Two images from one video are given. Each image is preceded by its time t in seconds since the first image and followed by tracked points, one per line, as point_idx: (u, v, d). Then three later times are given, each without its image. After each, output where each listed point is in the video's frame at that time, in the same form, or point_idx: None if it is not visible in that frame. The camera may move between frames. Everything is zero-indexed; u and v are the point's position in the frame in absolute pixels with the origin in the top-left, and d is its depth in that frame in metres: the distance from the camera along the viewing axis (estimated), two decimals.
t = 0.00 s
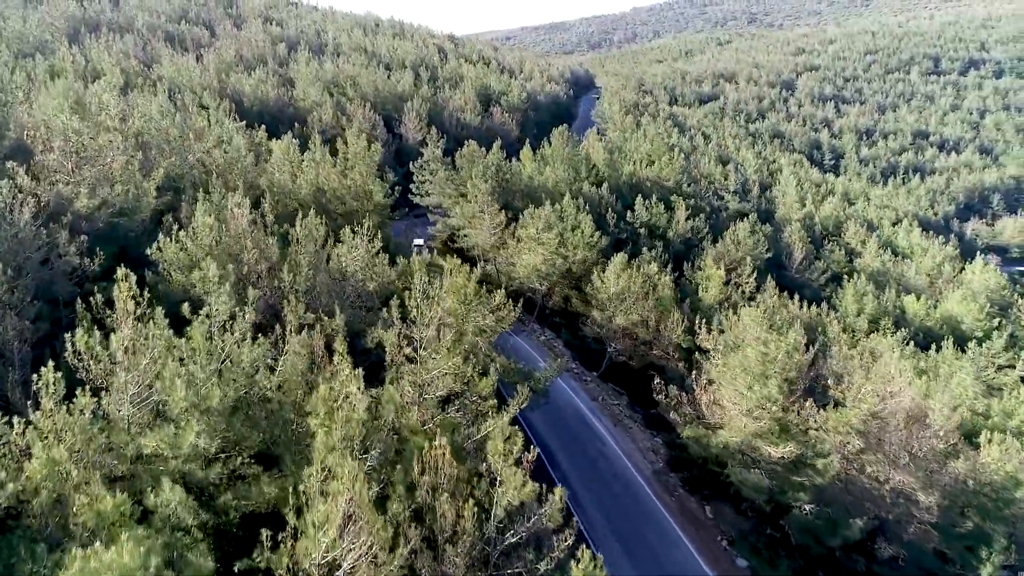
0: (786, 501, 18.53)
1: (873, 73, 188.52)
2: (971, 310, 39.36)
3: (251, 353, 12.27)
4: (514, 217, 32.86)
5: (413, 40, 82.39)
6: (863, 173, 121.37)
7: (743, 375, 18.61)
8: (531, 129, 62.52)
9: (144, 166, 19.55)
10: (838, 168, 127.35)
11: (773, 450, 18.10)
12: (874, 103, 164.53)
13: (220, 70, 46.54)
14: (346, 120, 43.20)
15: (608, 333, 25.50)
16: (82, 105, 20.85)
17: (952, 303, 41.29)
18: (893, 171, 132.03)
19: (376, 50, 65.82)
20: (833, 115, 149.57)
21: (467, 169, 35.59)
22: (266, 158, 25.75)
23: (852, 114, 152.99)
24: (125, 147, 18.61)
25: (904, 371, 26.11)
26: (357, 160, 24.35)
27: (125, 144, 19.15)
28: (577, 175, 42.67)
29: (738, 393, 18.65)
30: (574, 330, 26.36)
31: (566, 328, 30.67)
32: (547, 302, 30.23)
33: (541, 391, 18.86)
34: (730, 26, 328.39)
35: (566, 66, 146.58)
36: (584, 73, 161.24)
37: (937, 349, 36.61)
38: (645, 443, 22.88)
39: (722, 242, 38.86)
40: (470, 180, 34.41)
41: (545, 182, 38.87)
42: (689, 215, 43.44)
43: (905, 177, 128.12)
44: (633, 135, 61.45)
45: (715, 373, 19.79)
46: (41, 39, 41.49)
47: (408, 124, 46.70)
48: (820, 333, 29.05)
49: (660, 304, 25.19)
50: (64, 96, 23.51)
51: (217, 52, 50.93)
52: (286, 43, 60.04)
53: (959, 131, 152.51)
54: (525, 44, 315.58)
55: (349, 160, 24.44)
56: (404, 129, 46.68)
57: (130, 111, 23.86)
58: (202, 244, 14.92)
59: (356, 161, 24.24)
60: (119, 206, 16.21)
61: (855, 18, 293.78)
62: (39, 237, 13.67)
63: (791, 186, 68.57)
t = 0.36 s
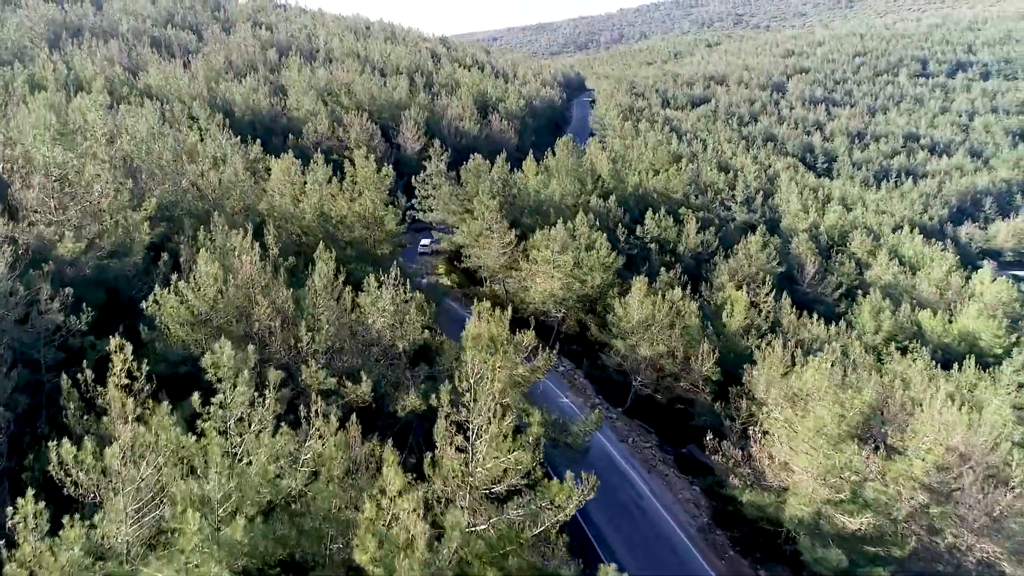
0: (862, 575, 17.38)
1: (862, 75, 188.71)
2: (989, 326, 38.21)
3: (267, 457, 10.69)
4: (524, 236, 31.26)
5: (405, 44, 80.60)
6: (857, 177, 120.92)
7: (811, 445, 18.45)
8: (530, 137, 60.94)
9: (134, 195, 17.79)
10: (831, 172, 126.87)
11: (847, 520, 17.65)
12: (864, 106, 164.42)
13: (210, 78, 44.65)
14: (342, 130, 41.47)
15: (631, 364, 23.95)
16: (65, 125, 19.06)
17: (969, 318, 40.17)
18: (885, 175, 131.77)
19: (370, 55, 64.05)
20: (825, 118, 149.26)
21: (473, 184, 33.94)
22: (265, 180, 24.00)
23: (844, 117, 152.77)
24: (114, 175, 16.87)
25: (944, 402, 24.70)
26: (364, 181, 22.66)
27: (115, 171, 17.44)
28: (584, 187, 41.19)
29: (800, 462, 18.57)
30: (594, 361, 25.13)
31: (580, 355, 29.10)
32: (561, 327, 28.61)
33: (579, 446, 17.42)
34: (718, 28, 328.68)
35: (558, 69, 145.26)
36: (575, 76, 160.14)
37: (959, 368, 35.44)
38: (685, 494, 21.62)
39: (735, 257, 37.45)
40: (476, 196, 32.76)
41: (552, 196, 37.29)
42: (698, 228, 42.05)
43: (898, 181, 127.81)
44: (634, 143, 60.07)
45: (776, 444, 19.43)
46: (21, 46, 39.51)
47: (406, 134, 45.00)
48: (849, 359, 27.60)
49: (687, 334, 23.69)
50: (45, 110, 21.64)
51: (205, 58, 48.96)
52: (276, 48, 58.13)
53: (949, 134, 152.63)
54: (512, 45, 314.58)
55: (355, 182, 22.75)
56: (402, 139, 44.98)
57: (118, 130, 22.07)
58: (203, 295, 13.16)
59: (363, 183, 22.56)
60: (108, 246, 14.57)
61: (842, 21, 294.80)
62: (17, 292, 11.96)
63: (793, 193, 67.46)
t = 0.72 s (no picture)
0: None
1: (846, 77, 189.33)
2: (1005, 343, 37.31)
3: None
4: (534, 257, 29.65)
5: (393, 47, 78.72)
6: (846, 180, 120.71)
7: (904, 527, 16.14)
8: (525, 145, 59.38)
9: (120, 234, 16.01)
10: (820, 175, 126.56)
11: None
12: (850, 108, 164.73)
13: (195, 86, 42.60)
14: (336, 142, 39.65)
15: (657, 400, 22.43)
16: (41, 151, 17.18)
17: (983, 334, 39.22)
18: (874, 178, 131.78)
19: (359, 59, 62.11)
20: (812, 121, 149.15)
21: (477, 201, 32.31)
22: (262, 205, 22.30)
23: (830, 119, 152.83)
24: (98, 212, 15.06)
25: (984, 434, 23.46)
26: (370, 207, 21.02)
27: (99, 206, 15.61)
28: (587, 201, 39.73)
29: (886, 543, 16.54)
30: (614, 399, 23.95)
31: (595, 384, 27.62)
32: (575, 355, 27.06)
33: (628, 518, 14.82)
34: (700, 29, 329.08)
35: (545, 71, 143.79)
36: (562, 78, 158.72)
37: (979, 388, 34.36)
38: (732, 556, 19.70)
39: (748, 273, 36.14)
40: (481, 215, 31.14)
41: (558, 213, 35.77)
42: (706, 242, 40.73)
43: (886, 184, 127.92)
44: (632, 151, 58.73)
45: (851, 520, 17.92)
46: None
47: (401, 144, 43.24)
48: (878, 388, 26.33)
49: (717, 367, 22.21)
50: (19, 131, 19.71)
51: (189, 64, 46.84)
52: (262, 53, 56.05)
53: (934, 136, 153.31)
54: (495, 46, 312.89)
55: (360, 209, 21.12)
56: (397, 150, 43.21)
57: (99, 153, 20.18)
58: (205, 366, 11.49)
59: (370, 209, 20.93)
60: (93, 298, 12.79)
61: (824, 23, 296.40)
62: None
63: (791, 201, 66.53)
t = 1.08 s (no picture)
0: None
1: (829, 80, 189.82)
2: (1020, 359, 36.36)
3: None
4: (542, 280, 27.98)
5: (379, 51, 76.71)
6: (833, 183, 120.53)
7: None
8: (518, 153, 57.75)
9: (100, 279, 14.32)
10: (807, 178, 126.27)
11: None
12: (834, 110, 164.96)
13: (176, 95, 40.50)
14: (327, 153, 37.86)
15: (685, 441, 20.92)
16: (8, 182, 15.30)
17: (995, 349, 38.30)
18: (860, 180, 131.84)
19: (346, 64, 60.12)
20: (797, 124, 149.09)
21: (480, 219, 30.67)
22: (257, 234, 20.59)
23: (815, 122, 152.91)
24: (72, 258, 13.24)
25: None
26: (376, 237, 19.34)
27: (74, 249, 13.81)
28: (590, 216, 38.21)
29: None
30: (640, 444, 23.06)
31: (612, 419, 26.18)
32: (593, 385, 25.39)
33: None
34: (682, 30, 329.53)
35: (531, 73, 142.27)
36: (547, 80, 157.32)
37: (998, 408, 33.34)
38: None
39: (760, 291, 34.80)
40: (485, 235, 29.56)
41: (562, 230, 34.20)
42: (712, 257, 39.40)
43: (872, 187, 127.97)
44: (628, 159, 57.35)
45: None
46: None
47: (393, 155, 41.41)
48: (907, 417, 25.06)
49: (749, 404, 20.69)
50: None
51: (169, 72, 44.66)
52: (245, 59, 53.91)
53: (918, 139, 153.83)
54: (477, 47, 310.98)
55: (366, 238, 19.46)
56: (389, 162, 41.38)
57: (77, 180, 18.35)
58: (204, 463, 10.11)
59: (376, 239, 19.26)
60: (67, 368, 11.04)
61: (804, 25, 298.00)
62: None
63: (787, 209, 65.54)
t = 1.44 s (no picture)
0: None
1: (812, 82, 190.16)
2: None
3: None
4: (554, 307, 26.40)
5: (366, 56, 74.76)
6: (821, 187, 120.25)
7: None
8: (512, 162, 56.02)
9: (82, 342, 12.69)
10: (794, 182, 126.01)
11: None
12: (818, 113, 165.11)
13: (156, 107, 38.44)
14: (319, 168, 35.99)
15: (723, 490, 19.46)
16: None
17: (1011, 366, 37.30)
18: (846, 183, 131.91)
19: (334, 70, 58.10)
20: (782, 127, 149.04)
21: (486, 240, 29.00)
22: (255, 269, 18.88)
23: (800, 124, 153.04)
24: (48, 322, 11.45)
25: None
26: (390, 275, 17.65)
27: (52, 310, 12.04)
28: (595, 233, 36.76)
29: None
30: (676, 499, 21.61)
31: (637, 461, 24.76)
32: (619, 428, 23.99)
33: None
34: (662, 32, 330.00)
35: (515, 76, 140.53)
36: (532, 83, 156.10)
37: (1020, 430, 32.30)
38: None
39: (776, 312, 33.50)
40: (492, 258, 27.93)
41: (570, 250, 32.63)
42: (721, 274, 38.09)
43: (858, 190, 127.86)
44: (625, 169, 55.99)
45: None
46: None
47: (387, 169, 39.63)
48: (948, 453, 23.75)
49: (792, 450, 19.19)
50: None
51: (149, 81, 42.54)
52: (228, 65, 51.80)
53: (901, 141, 154.30)
54: (457, 48, 309.19)
55: (378, 276, 17.76)
56: (383, 175, 39.61)
57: (55, 215, 16.47)
58: None
59: (390, 278, 17.58)
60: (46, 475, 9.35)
61: (785, 27, 299.64)
62: None
63: (784, 217, 64.47)
